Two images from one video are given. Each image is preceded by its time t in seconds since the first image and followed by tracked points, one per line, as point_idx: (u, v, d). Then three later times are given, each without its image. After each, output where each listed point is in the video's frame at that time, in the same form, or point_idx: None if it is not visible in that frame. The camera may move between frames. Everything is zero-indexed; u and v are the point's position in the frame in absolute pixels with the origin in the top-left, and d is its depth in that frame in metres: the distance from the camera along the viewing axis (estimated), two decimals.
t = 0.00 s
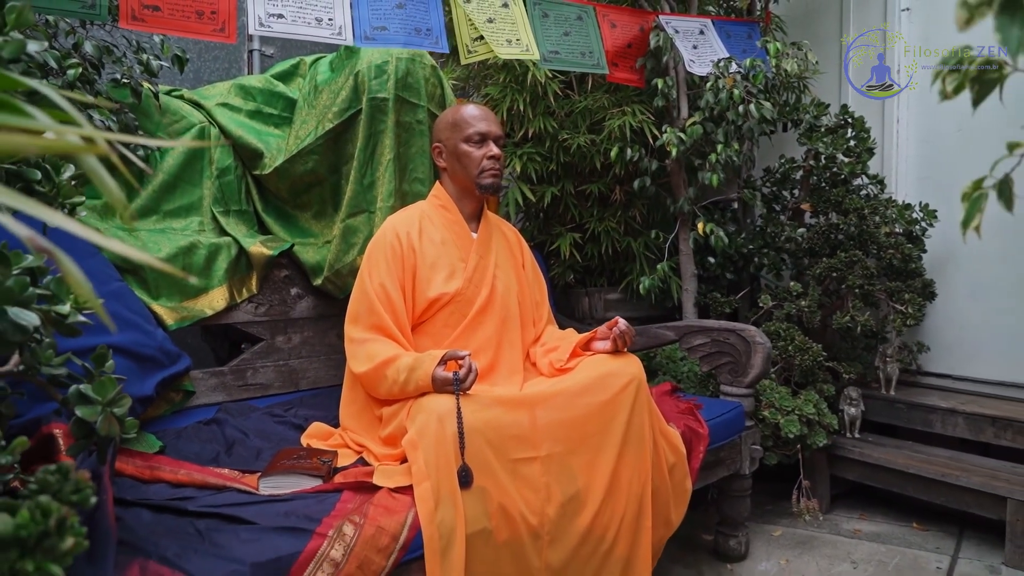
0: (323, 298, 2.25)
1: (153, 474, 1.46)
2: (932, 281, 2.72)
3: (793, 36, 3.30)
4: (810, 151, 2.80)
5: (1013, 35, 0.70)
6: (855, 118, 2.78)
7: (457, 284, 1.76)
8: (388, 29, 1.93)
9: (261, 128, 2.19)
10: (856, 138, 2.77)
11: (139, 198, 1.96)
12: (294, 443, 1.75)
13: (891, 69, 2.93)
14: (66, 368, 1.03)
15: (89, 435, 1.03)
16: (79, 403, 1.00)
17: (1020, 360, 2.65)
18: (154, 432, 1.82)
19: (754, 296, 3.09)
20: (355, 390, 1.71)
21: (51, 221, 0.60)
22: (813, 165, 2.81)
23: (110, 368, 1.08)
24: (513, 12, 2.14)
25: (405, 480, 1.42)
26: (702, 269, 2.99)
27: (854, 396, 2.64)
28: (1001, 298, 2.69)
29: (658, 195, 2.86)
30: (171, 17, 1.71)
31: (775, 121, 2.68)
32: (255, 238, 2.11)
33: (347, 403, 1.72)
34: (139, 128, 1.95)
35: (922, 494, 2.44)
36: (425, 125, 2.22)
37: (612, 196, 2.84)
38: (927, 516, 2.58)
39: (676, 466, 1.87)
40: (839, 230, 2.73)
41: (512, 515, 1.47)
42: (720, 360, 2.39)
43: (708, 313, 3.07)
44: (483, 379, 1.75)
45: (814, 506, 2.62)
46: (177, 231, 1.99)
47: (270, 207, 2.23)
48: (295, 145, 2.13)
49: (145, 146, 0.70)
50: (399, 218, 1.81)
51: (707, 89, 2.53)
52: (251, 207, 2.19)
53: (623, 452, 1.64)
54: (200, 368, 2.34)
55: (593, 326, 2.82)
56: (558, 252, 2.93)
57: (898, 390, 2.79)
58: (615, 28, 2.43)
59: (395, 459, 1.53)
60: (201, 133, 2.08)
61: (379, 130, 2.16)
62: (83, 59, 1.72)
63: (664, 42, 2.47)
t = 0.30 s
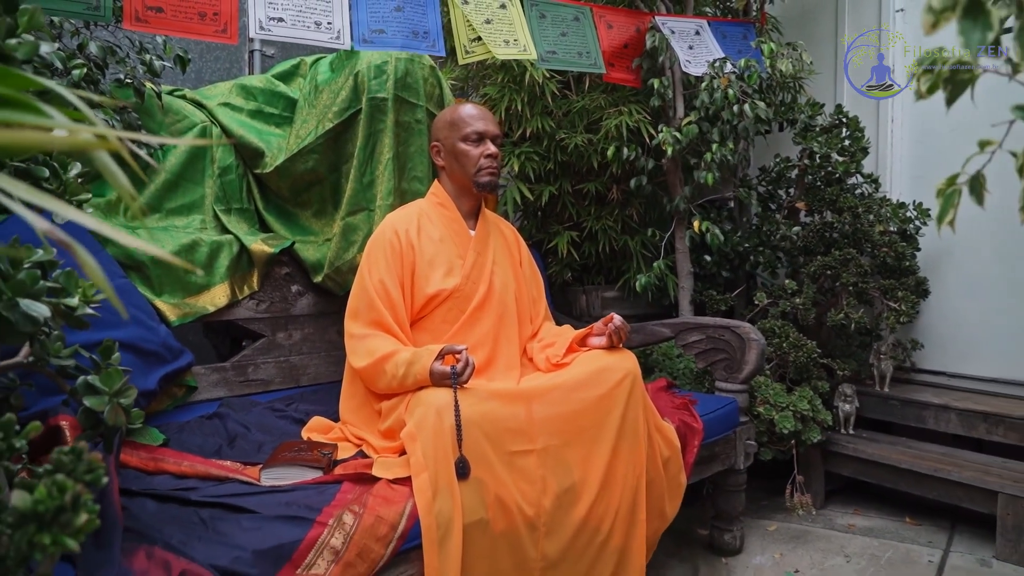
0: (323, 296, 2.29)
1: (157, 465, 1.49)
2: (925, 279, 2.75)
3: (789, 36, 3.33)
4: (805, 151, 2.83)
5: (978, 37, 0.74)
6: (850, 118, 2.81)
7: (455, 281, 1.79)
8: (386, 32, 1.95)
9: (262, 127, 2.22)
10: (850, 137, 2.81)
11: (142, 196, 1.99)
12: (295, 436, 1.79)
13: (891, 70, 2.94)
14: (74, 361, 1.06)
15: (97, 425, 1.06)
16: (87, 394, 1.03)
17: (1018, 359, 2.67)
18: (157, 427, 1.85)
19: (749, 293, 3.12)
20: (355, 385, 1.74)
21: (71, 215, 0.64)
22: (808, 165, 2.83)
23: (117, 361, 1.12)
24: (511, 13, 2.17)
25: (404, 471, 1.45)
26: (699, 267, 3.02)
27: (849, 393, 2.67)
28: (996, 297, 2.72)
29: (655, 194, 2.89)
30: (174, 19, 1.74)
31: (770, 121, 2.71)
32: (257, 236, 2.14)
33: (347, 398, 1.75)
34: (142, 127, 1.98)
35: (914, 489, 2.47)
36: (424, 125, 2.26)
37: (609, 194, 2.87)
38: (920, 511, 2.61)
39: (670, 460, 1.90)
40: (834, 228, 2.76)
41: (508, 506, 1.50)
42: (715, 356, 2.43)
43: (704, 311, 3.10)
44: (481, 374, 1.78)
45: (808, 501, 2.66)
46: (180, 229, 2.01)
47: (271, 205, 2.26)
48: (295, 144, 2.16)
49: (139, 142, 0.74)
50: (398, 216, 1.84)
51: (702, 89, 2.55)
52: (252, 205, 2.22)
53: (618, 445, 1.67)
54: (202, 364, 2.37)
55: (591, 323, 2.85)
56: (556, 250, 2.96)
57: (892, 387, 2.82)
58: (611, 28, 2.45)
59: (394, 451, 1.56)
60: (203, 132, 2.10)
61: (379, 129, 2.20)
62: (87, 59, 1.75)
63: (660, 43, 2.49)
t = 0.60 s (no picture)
0: (323, 293, 2.32)
1: (161, 457, 1.52)
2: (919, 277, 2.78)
3: (785, 37, 3.37)
4: (800, 150, 2.86)
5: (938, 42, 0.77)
6: (844, 118, 2.84)
7: (453, 278, 1.82)
8: (384, 35, 1.98)
9: (263, 127, 2.25)
10: (845, 137, 2.84)
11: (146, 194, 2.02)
12: (296, 430, 1.82)
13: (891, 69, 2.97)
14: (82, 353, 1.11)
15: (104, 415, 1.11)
16: (95, 384, 1.08)
17: (1015, 354, 2.68)
18: (160, 421, 1.88)
19: (746, 291, 3.15)
20: (355, 380, 1.77)
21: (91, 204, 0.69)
22: (803, 164, 2.86)
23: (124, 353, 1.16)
24: (508, 15, 2.20)
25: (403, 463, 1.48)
26: (695, 265, 3.04)
27: (843, 389, 2.71)
28: (992, 294, 2.74)
29: (651, 193, 2.92)
30: (177, 21, 1.77)
31: (765, 121, 2.74)
32: (258, 234, 2.17)
33: (347, 392, 1.79)
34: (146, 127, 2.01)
35: (907, 484, 2.50)
36: (423, 124, 2.31)
37: (606, 193, 2.91)
38: (914, 506, 2.64)
39: (665, 454, 1.93)
40: (828, 227, 2.79)
41: (505, 497, 1.53)
42: (710, 353, 2.46)
43: (701, 309, 3.13)
44: (478, 369, 1.81)
45: (802, 496, 2.70)
46: (183, 227, 2.04)
47: (272, 204, 2.29)
48: (296, 143, 2.19)
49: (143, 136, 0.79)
50: (397, 214, 1.87)
51: (698, 89, 2.58)
52: (253, 204, 2.25)
53: (614, 439, 1.70)
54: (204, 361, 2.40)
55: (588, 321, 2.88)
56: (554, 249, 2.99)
57: (886, 384, 2.85)
58: (608, 30, 2.48)
59: (393, 444, 1.59)
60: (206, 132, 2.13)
61: (378, 129, 2.24)
62: (91, 60, 1.78)
63: (656, 44, 2.52)
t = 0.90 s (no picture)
0: (324, 291, 2.35)
1: (165, 451, 1.55)
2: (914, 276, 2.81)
3: (781, 37, 3.39)
4: (796, 150, 2.88)
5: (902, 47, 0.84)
6: (840, 118, 2.85)
7: (451, 276, 1.85)
8: (383, 39, 2.02)
9: (265, 127, 2.28)
10: (841, 137, 2.86)
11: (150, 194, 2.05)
12: (297, 425, 1.85)
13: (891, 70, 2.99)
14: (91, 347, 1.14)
15: (112, 407, 1.14)
16: (102, 377, 1.12)
17: (1009, 354, 2.71)
18: (164, 417, 1.91)
19: (742, 290, 3.18)
20: (355, 376, 1.81)
21: (104, 200, 0.74)
22: (799, 164, 2.88)
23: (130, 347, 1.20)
24: (506, 17, 2.23)
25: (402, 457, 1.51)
26: (692, 264, 3.06)
27: (839, 387, 2.74)
28: (985, 292, 2.77)
29: (648, 193, 2.96)
30: (180, 23, 1.80)
31: (760, 121, 2.77)
32: (260, 233, 2.21)
33: (348, 388, 1.82)
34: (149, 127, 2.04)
35: (901, 480, 2.53)
36: (421, 125, 2.35)
37: (604, 193, 2.94)
38: (908, 502, 2.67)
39: (660, 449, 1.96)
40: (823, 226, 2.82)
41: (502, 491, 1.56)
42: (706, 350, 2.47)
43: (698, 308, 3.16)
44: (476, 365, 1.84)
45: (797, 492, 2.73)
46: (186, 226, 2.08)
47: (274, 203, 2.32)
48: (297, 143, 2.23)
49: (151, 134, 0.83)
50: (397, 213, 1.91)
51: (693, 90, 2.61)
52: (255, 203, 2.28)
53: (609, 433, 1.73)
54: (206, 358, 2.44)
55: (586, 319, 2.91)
56: (552, 248, 3.02)
57: (882, 382, 2.88)
58: (605, 31, 2.52)
59: (392, 438, 1.62)
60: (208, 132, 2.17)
61: (378, 129, 2.28)
62: (98, 62, 1.80)
63: (653, 45, 2.54)
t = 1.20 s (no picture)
0: (325, 290, 2.39)
1: (169, 446, 1.58)
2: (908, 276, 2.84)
3: (778, 39, 3.43)
4: (792, 151, 2.90)
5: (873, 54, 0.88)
6: (835, 119, 2.87)
7: (450, 274, 1.89)
8: (382, 42, 2.06)
9: (267, 128, 2.32)
10: (836, 137, 2.88)
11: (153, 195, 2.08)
12: (298, 422, 1.89)
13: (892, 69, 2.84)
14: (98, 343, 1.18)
15: (118, 401, 1.18)
16: (109, 372, 1.15)
17: (1004, 354, 2.73)
18: (168, 414, 1.94)
19: (739, 289, 3.21)
20: (356, 373, 1.85)
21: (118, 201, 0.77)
22: (795, 165, 2.91)
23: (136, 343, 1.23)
24: (504, 21, 2.27)
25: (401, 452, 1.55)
26: (689, 264, 3.09)
27: (834, 385, 2.77)
28: (978, 292, 2.80)
29: (646, 193, 2.99)
30: (184, 26, 1.83)
31: (756, 123, 2.80)
32: (262, 232, 2.23)
33: (348, 385, 1.85)
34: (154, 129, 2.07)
35: (895, 477, 2.56)
36: (421, 126, 2.41)
37: (602, 194, 2.97)
38: (902, 500, 2.70)
39: (656, 445, 1.99)
40: (819, 226, 2.85)
41: (499, 485, 1.59)
42: (702, 349, 2.53)
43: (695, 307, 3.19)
44: (474, 363, 1.87)
45: (792, 489, 2.77)
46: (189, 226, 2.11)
47: (276, 203, 2.35)
48: (299, 145, 2.26)
49: (158, 139, 0.87)
50: (396, 213, 1.94)
51: (689, 92, 2.64)
52: (257, 203, 2.30)
53: (605, 429, 1.77)
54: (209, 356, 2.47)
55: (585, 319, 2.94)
56: (551, 247, 3.06)
57: (877, 380, 2.91)
58: (602, 33, 2.55)
59: (392, 434, 1.66)
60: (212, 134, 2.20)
61: (379, 131, 2.33)
62: (103, 65, 1.83)
63: (650, 47, 2.57)
